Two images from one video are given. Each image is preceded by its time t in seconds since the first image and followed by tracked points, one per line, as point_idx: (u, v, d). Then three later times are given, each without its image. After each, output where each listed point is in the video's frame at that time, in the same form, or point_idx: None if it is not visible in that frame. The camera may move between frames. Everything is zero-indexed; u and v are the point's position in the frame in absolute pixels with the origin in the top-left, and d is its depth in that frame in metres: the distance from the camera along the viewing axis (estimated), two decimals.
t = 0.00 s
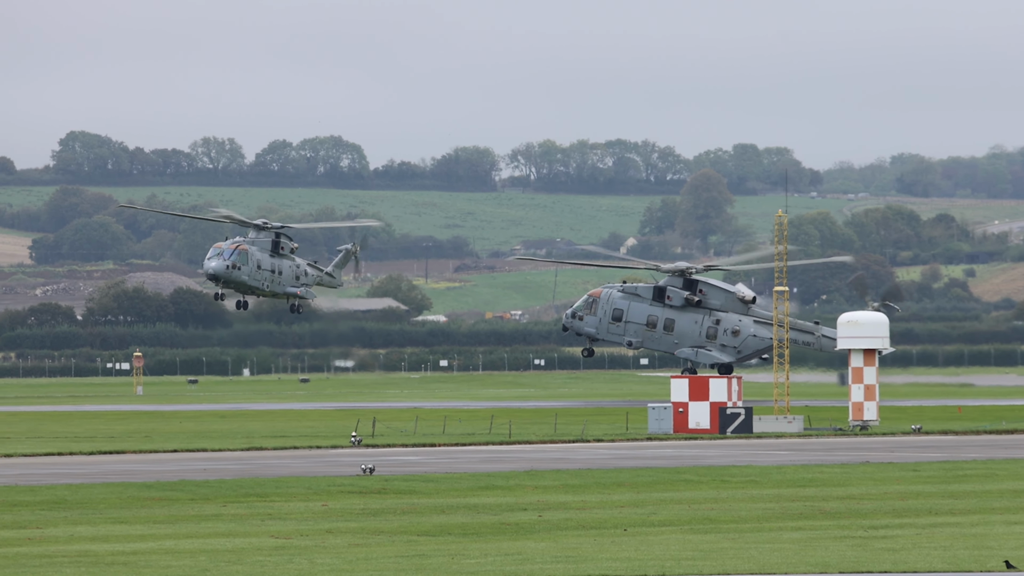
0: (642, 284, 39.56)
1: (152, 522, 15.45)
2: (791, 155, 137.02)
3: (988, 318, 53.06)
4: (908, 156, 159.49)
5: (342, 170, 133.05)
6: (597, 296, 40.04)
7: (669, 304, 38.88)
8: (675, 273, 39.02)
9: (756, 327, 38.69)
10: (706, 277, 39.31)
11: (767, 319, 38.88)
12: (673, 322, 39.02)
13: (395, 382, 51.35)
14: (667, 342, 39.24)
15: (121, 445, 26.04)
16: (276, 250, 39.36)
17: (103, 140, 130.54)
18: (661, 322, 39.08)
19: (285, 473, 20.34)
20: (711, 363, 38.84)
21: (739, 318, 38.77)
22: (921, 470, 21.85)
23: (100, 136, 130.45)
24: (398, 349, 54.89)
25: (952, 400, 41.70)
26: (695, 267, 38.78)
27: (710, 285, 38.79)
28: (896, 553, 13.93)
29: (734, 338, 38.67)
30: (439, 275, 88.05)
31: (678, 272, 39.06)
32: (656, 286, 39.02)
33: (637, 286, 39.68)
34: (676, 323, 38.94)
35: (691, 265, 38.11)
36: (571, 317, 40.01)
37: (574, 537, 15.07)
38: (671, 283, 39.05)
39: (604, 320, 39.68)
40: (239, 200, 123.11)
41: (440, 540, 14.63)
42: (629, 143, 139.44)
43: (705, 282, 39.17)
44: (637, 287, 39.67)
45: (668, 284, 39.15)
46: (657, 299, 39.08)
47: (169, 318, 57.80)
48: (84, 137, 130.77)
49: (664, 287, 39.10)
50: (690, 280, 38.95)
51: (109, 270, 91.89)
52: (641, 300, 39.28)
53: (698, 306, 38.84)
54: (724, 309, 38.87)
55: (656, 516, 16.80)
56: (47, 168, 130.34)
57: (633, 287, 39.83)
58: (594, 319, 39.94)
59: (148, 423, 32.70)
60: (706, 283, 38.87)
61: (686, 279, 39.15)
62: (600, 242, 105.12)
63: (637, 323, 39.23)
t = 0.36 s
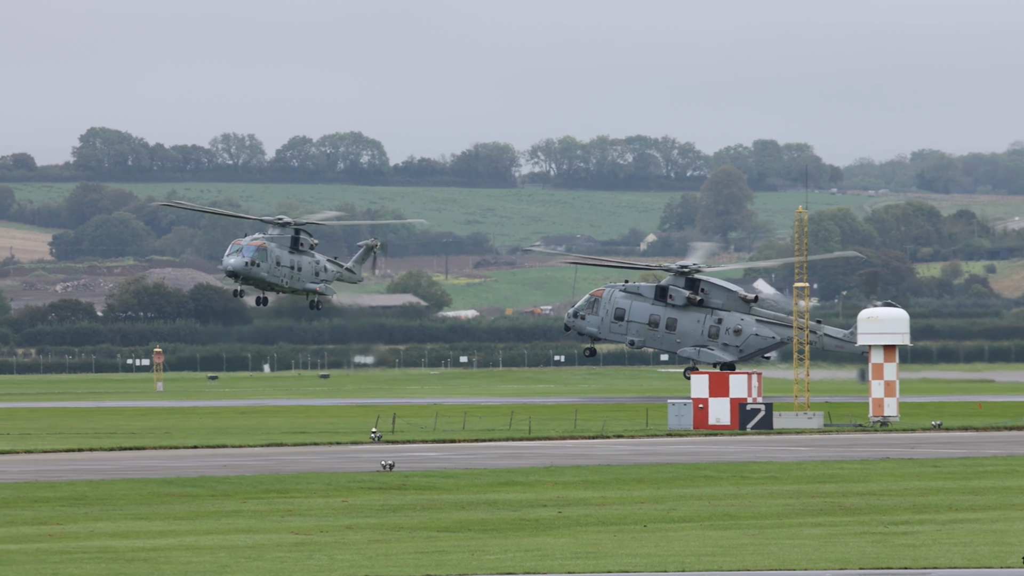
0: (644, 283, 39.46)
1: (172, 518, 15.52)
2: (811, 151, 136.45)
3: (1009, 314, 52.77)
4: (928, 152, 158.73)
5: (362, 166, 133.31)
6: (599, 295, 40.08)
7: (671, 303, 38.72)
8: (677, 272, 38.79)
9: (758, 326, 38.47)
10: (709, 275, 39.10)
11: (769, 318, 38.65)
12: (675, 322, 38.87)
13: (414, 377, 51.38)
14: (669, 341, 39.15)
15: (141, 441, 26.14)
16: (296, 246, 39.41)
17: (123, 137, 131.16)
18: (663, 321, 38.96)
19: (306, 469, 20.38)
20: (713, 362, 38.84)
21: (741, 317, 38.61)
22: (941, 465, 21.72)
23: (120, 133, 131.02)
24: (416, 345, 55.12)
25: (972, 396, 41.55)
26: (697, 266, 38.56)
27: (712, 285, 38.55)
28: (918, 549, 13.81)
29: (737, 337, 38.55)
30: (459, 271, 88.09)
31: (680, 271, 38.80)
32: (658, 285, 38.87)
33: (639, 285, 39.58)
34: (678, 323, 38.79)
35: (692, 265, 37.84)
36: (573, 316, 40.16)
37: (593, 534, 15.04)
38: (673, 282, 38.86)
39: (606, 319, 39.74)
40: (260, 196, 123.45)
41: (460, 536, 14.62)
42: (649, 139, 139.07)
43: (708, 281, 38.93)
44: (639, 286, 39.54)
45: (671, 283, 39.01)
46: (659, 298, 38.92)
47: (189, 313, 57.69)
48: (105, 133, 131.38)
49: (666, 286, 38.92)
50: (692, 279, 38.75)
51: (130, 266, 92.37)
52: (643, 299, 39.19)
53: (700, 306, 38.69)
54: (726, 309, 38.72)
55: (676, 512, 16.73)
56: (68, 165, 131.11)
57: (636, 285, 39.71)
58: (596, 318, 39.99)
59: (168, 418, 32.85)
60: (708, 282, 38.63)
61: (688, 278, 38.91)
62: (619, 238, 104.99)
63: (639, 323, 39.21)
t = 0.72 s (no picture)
0: (644, 283, 39.36)
1: (190, 515, 15.55)
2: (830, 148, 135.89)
3: None
4: (947, 150, 157.92)
5: (380, 164, 133.36)
6: (599, 295, 39.93)
7: (671, 303, 38.64)
8: (677, 272, 38.69)
9: (758, 326, 38.44)
10: (709, 275, 39.04)
11: (769, 318, 38.66)
12: (675, 321, 38.78)
13: (432, 375, 51.35)
14: (669, 341, 39.03)
15: (159, 438, 26.25)
16: (313, 243, 39.47)
17: (141, 134, 131.65)
18: (663, 321, 38.85)
19: (323, 467, 20.43)
20: (713, 361, 38.75)
21: (741, 317, 38.56)
22: (959, 463, 21.61)
23: (138, 130, 131.55)
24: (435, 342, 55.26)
25: (992, 394, 41.31)
26: (698, 266, 38.48)
27: (713, 284, 38.48)
28: (937, 547, 13.73)
29: (737, 337, 38.50)
30: (477, 267, 88.05)
31: (679, 271, 38.71)
32: (658, 285, 38.77)
33: (639, 285, 39.46)
34: (678, 322, 38.69)
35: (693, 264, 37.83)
36: (572, 316, 40.06)
37: (611, 531, 15.00)
38: (673, 282, 38.78)
39: (606, 319, 39.61)
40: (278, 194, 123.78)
41: (478, 534, 14.62)
42: (667, 136, 138.78)
43: (708, 281, 38.86)
44: (639, 285, 39.43)
45: (671, 283, 38.93)
46: (659, 298, 38.83)
47: (207, 311, 58.21)
48: (122, 131, 131.99)
49: (666, 286, 38.84)
50: (692, 279, 38.66)
51: (148, 264, 92.72)
52: (643, 299, 39.08)
53: (700, 305, 38.62)
54: (726, 308, 38.64)
55: (693, 510, 16.68)
56: (86, 163, 131.82)
57: (636, 285, 39.59)
58: (596, 318, 39.86)
59: (186, 416, 33.00)
60: (708, 282, 38.55)
61: (688, 277, 38.83)
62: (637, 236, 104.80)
63: (639, 322, 39.09)
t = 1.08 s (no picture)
0: (642, 283, 39.58)
1: (205, 513, 15.59)
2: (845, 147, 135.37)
3: None
4: (963, 148, 157.20)
5: (396, 162, 133.42)
6: (598, 295, 39.98)
7: (669, 303, 38.89)
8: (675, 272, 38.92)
9: (755, 326, 38.98)
10: (706, 275, 39.41)
11: (766, 317, 39.25)
12: (673, 321, 39.05)
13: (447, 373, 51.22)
14: (667, 341, 39.26)
15: (175, 435, 26.32)
16: (328, 242, 39.51)
17: (157, 132, 132.08)
18: (661, 321, 39.08)
19: (338, 465, 20.45)
20: (711, 361, 39.04)
21: (740, 317, 38.93)
22: (975, 462, 21.52)
23: (153, 128, 132.03)
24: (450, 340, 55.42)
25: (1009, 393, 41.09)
26: (696, 266, 38.77)
27: (711, 284, 38.86)
28: (953, 546, 13.67)
29: (734, 337, 38.88)
30: (492, 265, 87.99)
31: (678, 271, 38.95)
32: (656, 285, 39.01)
33: (637, 285, 39.66)
34: (677, 322, 38.98)
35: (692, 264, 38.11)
36: (571, 316, 40.03)
37: (625, 529, 14.99)
38: (671, 282, 39.07)
39: (605, 319, 39.67)
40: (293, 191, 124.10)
41: (492, 532, 14.62)
42: (682, 134, 138.45)
43: (706, 281, 39.25)
44: (637, 285, 39.62)
45: (668, 283, 39.24)
46: (657, 298, 39.04)
47: (222, 309, 58.34)
48: (138, 129, 132.54)
49: (664, 286, 39.10)
50: (691, 279, 38.94)
51: (163, 262, 92.97)
52: (641, 299, 39.25)
53: (698, 305, 38.95)
54: (724, 308, 39.04)
55: (708, 508, 16.64)
56: (102, 160, 132.38)
57: (633, 286, 39.79)
58: (594, 318, 39.90)
59: (203, 413, 33.11)
60: (706, 282, 38.91)
61: (686, 278, 39.11)
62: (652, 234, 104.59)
63: (638, 322, 39.24)
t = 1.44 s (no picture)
0: (639, 282, 39.20)
1: (218, 510, 15.63)
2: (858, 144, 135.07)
3: None
4: (976, 146, 156.83)
5: (409, 159, 133.56)
6: (594, 294, 39.58)
7: (666, 302, 38.57)
8: (671, 272, 38.56)
9: (751, 325, 38.59)
10: (703, 273, 38.96)
11: (763, 316, 38.91)
12: (670, 320, 38.72)
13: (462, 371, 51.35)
14: (663, 340, 38.95)
15: (188, 433, 26.40)
16: (341, 239, 39.55)
17: (170, 129, 132.59)
18: (658, 320, 38.72)
19: (351, 463, 20.45)
20: (707, 360, 38.74)
21: (736, 316, 38.59)
22: (988, 460, 21.43)
23: (167, 125, 132.67)
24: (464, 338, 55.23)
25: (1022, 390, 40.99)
26: (693, 265, 38.35)
27: (708, 284, 38.45)
28: (968, 545, 13.59)
29: (731, 336, 38.56)
30: (505, 261, 87.99)
31: (674, 270, 38.62)
32: (652, 284, 38.64)
33: (634, 284, 39.29)
34: (673, 322, 38.65)
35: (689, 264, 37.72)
36: (568, 315, 39.57)
37: (639, 527, 14.96)
38: (667, 281, 38.68)
39: (601, 319, 39.30)
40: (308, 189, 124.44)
41: (505, 530, 14.60)
42: (695, 132, 138.31)
43: (703, 280, 38.79)
44: (634, 285, 39.22)
45: (665, 282, 38.88)
46: (654, 297, 38.71)
47: (236, 307, 58.70)
48: (152, 126, 133.14)
49: (660, 285, 38.75)
50: (687, 278, 38.53)
51: (176, 259, 93.22)
52: (638, 298, 38.91)
53: (695, 304, 38.56)
54: (720, 307, 38.60)
55: (721, 506, 16.61)
56: (115, 157, 132.90)
57: (630, 284, 39.38)
58: (591, 318, 39.50)
59: (215, 411, 33.15)
60: (703, 281, 38.48)
61: (683, 277, 38.70)
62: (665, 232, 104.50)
63: (634, 322, 38.91)
